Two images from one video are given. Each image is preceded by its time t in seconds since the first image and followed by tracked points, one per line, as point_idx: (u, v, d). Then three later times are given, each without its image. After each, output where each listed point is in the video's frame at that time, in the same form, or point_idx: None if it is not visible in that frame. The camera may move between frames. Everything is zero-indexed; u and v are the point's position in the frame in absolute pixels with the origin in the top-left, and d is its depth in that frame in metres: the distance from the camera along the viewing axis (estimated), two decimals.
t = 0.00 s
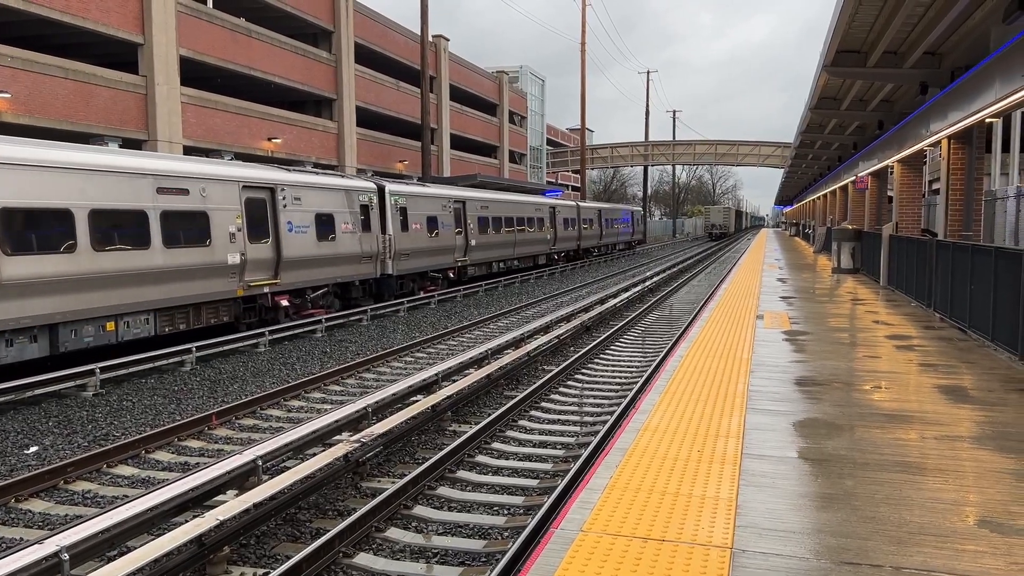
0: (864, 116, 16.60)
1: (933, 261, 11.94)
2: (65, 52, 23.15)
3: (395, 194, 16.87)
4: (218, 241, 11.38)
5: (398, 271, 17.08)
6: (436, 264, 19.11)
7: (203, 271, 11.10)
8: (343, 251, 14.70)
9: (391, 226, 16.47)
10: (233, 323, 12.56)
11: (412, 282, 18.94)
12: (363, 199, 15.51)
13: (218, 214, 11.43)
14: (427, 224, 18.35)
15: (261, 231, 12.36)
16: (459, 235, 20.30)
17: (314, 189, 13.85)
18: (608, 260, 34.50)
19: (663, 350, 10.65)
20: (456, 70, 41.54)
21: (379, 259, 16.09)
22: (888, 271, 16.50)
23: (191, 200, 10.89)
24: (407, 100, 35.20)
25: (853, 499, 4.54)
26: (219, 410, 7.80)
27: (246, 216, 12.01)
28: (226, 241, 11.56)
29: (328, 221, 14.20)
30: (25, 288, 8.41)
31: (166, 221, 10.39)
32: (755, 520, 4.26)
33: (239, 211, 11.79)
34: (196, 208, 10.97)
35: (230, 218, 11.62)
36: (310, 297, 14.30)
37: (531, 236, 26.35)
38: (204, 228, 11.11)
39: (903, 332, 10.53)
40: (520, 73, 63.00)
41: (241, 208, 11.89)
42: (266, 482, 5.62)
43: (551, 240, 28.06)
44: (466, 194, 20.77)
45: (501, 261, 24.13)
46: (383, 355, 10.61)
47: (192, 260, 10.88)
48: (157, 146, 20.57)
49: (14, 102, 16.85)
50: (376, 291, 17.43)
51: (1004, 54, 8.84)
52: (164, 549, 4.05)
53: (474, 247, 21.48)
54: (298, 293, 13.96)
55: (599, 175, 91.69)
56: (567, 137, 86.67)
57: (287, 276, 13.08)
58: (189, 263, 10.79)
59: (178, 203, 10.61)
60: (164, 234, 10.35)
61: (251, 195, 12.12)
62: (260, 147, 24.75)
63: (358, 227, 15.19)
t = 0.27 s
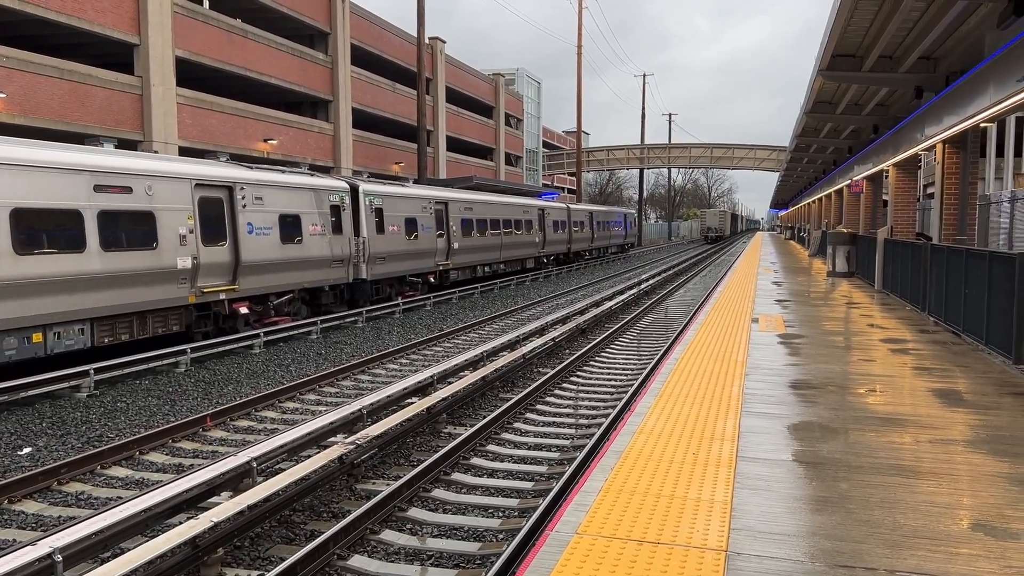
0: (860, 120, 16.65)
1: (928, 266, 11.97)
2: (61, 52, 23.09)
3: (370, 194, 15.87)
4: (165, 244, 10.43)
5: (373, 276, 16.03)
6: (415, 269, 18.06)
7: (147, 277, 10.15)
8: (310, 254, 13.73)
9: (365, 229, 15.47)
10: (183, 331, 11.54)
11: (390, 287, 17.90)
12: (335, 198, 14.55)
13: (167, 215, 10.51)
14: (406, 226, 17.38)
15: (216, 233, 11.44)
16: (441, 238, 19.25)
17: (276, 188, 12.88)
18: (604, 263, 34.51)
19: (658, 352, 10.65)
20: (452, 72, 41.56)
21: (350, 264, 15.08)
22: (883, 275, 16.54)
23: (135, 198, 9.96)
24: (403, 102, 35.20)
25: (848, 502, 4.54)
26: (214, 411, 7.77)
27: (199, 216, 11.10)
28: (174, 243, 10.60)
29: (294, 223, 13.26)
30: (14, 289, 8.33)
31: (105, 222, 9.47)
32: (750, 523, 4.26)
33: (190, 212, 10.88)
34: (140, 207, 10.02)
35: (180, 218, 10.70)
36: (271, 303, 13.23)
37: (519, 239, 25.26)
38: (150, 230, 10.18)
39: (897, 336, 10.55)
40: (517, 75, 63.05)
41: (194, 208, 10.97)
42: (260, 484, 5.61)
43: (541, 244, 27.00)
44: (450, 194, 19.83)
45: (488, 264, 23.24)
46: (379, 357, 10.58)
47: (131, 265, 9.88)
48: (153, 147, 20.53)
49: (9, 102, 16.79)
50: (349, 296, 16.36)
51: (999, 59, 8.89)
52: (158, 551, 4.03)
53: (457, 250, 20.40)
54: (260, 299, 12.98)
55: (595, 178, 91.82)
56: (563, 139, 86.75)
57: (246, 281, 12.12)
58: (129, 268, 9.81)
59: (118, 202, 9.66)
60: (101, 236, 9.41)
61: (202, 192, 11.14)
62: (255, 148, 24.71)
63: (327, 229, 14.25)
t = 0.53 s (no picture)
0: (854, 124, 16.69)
1: (921, 270, 12.01)
2: (56, 52, 23.02)
3: (341, 195, 15.17)
4: (104, 248, 9.71)
5: (345, 281, 15.35)
6: (391, 272, 17.38)
7: (83, 283, 9.43)
8: (274, 257, 13.04)
9: (335, 231, 14.81)
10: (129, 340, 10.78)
11: (365, 292, 17.22)
12: (302, 199, 13.88)
13: (108, 216, 9.79)
14: (381, 229, 16.66)
15: (166, 235, 10.74)
16: (419, 240, 18.58)
17: (234, 187, 12.16)
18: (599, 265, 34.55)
19: (653, 356, 10.67)
20: (448, 74, 41.56)
21: (320, 268, 14.44)
22: (877, 279, 16.59)
23: (70, 197, 9.23)
24: (399, 103, 35.20)
25: (841, 507, 4.56)
26: (207, 414, 7.75)
27: (145, 217, 10.39)
28: (116, 248, 9.89)
29: (256, 224, 12.55)
30: None
31: (32, 224, 8.75)
32: (743, 528, 4.27)
33: (135, 212, 10.17)
34: (76, 206, 9.29)
35: (124, 218, 10.00)
36: (227, 310, 12.42)
37: (504, 242, 24.62)
38: (87, 232, 9.46)
39: (891, 340, 10.58)
40: (512, 78, 63.12)
41: (139, 208, 10.26)
42: (253, 486, 5.60)
43: (528, 246, 26.36)
44: (430, 196, 19.15)
45: (471, 268, 22.54)
46: (373, 359, 10.58)
47: (63, 271, 9.14)
48: (148, 148, 20.48)
49: (3, 103, 16.74)
50: (320, 302, 15.69)
51: (992, 65, 8.93)
52: (151, 553, 4.02)
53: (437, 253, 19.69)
54: (217, 304, 12.24)
55: (591, 180, 91.94)
56: (559, 142, 86.86)
57: (200, 286, 11.41)
58: (61, 273, 9.09)
59: (48, 202, 8.94)
60: (27, 239, 8.68)
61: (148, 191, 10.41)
62: (251, 149, 24.67)
63: (294, 232, 13.57)
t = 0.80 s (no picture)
0: (850, 129, 16.73)
1: (916, 274, 12.05)
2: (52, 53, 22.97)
3: (311, 196, 14.36)
4: (35, 250, 8.91)
5: (314, 286, 14.51)
6: (366, 277, 16.55)
7: (8, 291, 8.58)
8: (235, 262, 12.27)
9: (305, 233, 14.04)
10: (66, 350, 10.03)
11: (338, 298, 16.39)
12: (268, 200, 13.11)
13: (41, 216, 9.00)
14: (356, 232, 15.82)
15: (109, 238, 9.97)
16: (399, 243, 17.74)
17: (189, 187, 11.37)
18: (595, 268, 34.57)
19: (648, 359, 10.68)
20: (445, 76, 41.57)
21: (287, 272, 13.68)
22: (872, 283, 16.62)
23: None
24: (395, 105, 35.19)
25: (835, 511, 4.56)
26: (201, 416, 7.73)
27: (84, 217, 9.61)
28: (48, 250, 9.08)
29: (213, 225, 11.78)
30: None
31: None
32: (738, 531, 4.27)
33: (72, 212, 9.39)
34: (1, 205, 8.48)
35: (58, 219, 9.21)
36: (179, 318, 11.64)
37: (490, 245, 23.74)
38: (14, 232, 8.65)
39: (886, 345, 10.60)
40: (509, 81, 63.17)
41: (77, 208, 9.48)
42: (248, 489, 5.58)
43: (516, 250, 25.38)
44: (411, 197, 18.32)
45: (455, 273, 21.68)
46: (368, 361, 10.57)
47: None
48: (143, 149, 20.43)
49: None
50: (289, 308, 14.86)
51: (986, 71, 8.98)
52: (144, 556, 4.00)
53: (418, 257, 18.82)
54: (170, 312, 11.50)
55: (587, 183, 92.03)
56: (555, 145, 86.97)
57: (148, 293, 10.63)
58: None
59: None
60: None
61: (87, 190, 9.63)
62: (247, 151, 24.64)
63: (258, 234, 12.82)
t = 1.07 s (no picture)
0: (845, 133, 16.77)
1: (910, 278, 12.08)
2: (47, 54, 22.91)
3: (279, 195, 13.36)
4: None
5: (281, 292, 13.48)
6: (339, 282, 15.48)
7: None
8: (190, 266, 11.32)
9: (271, 235, 12.99)
10: None
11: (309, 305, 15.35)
12: (229, 199, 12.13)
13: None
14: (329, 234, 14.83)
15: (43, 239, 9.00)
16: (377, 246, 16.70)
17: (138, 184, 10.37)
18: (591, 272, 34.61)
19: (643, 362, 10.69)
20: (441, 79, 41.58)
21: (250, 277, 12.64)
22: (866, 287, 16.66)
23: None
24: (391, 108, 35.17)
25: (829, 515, 4.56)
26: (195, 418, 7.69)
27: (12, 217, 8.65)
28: None
29: (167, 226, 10.83)
30: None
31: None
32: (732, 535, 4.26)
33: None
34: None
35: None
36: (127, 327, 10.65)
37: (477, 249, 22.67)
38: None
39: (880, 349, 10.61)
40: (505, 84, 63.22)
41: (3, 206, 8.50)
42: (242, 492, 5.55)
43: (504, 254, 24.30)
44: (391, 198, 17.30)
45: (440, 278, 20.65)
46: (363, 364, 10.56)
47: None
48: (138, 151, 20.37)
49: None
50: (252, 315, 13.67)
51: (980, 76, 9.02)
52: (138, 559, 3.98)
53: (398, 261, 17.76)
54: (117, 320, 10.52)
55: (582, 186, 92.16)
56: (551, 148, 87.09)
57: (88, 300, 9.63)
58: None
59: None
60: None
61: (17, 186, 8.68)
62: (241, 153, 24.58)
63: (218, 236, 11.86)
